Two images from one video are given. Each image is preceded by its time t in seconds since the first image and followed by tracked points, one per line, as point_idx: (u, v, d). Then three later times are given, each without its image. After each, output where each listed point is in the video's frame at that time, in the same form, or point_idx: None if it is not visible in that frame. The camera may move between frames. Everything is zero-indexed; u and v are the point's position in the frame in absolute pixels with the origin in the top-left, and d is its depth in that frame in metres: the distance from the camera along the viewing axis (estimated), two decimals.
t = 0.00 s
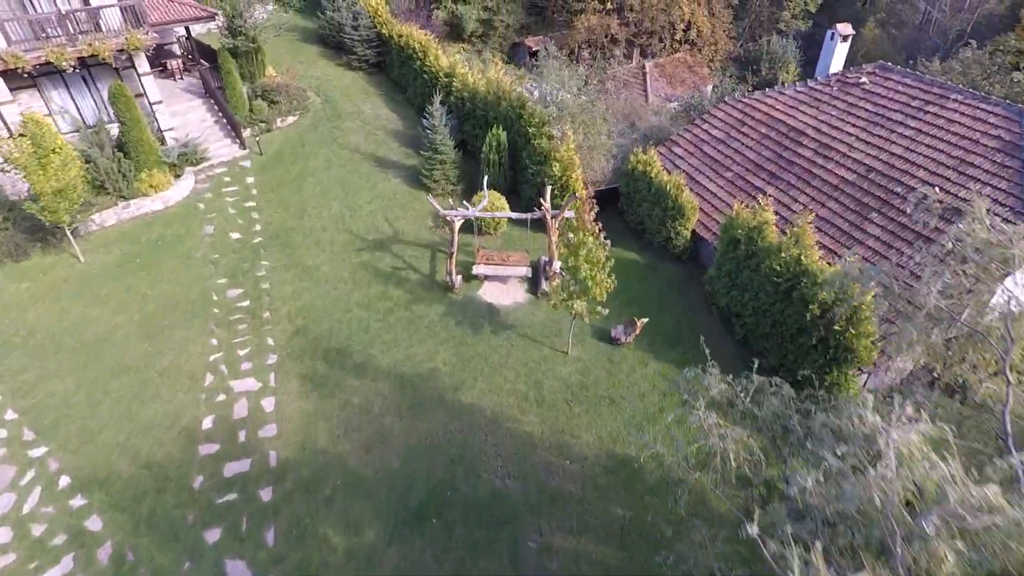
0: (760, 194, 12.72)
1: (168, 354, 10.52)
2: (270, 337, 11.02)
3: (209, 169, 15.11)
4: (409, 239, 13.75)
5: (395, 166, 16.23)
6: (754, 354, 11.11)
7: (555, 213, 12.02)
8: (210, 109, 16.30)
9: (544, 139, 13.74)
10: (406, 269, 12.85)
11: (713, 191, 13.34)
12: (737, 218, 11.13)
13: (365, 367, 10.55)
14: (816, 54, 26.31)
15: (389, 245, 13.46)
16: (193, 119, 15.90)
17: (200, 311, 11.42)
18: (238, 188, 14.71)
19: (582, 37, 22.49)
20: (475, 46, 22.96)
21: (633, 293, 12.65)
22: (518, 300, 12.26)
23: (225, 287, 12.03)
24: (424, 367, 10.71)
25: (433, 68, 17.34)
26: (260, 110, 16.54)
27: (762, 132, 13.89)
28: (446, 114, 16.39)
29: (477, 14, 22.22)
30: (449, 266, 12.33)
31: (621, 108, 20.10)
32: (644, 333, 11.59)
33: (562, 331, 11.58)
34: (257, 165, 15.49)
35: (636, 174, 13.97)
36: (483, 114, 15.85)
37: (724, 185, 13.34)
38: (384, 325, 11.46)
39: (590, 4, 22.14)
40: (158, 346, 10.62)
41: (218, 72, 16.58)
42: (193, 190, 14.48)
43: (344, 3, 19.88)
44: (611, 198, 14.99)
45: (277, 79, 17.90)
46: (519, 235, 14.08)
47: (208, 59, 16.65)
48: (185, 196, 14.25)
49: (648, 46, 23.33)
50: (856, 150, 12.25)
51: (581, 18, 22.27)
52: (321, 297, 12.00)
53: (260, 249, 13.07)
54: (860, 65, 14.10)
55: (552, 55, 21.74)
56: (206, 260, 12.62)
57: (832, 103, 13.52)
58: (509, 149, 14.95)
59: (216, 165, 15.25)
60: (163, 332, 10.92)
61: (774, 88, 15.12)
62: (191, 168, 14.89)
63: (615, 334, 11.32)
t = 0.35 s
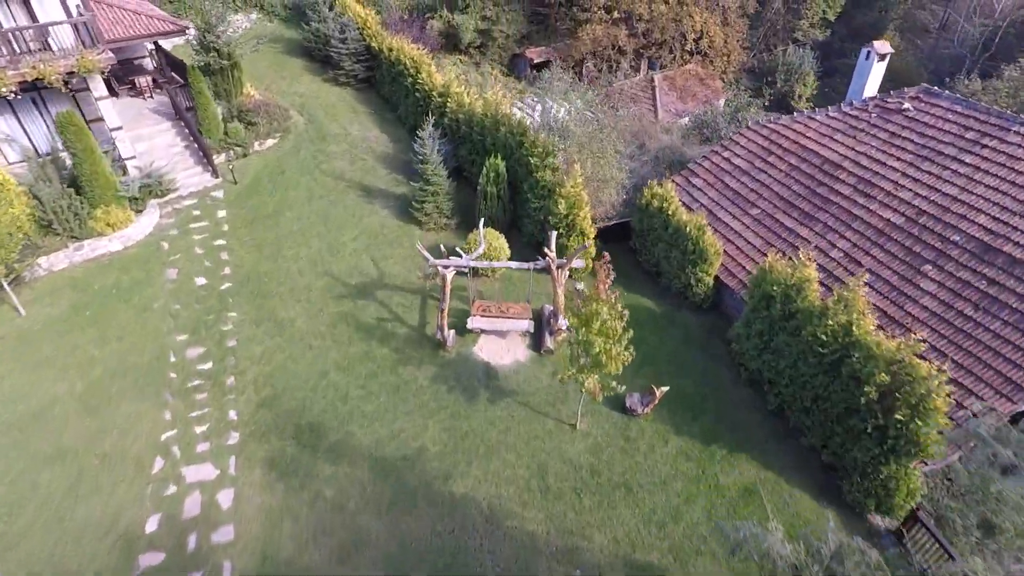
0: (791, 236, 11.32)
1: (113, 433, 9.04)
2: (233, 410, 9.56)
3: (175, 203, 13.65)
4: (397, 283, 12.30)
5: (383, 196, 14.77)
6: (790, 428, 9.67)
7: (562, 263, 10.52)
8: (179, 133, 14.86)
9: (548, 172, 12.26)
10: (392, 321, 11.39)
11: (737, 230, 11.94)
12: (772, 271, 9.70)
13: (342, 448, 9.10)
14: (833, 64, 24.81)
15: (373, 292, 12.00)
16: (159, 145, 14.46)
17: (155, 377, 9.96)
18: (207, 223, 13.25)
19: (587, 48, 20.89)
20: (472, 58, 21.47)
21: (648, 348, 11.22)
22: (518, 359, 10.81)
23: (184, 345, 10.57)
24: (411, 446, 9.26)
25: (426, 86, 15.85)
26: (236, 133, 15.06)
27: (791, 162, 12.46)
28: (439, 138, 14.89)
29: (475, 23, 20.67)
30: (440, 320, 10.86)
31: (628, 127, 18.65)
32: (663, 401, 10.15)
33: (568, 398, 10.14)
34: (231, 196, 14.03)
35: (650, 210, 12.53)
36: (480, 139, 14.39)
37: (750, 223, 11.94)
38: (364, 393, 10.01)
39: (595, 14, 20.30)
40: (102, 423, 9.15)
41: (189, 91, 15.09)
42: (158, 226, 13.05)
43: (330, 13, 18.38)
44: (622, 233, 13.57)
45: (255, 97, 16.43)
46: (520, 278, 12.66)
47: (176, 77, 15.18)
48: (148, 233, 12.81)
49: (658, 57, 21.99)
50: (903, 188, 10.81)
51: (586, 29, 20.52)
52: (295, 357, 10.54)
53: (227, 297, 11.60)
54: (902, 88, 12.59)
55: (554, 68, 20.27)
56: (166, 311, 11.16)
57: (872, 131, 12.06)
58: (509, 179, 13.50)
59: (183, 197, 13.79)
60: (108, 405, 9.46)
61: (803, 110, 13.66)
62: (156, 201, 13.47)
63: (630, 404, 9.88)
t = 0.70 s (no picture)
0: (835, 293, 9.84)
1: (35, 550, 7.59)
2: (182, 514, 8.07)
3: (134, 245, 12.14)
4: (381, 342, 10.78)
5: (369, 232, 13.22)
6: (844, 533, 8.15)
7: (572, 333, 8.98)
8: (141, 163, 13.34)
9: (555, 218, 10.70)
10: (375, 392, 9.88)
11: (771, 283, 10.45)
12: (822, 347, 8.20)
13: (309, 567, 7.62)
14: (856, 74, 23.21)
15: (355, 354, 10.50)
16: (118, 177, 12.97)
17: (92, 471, 8.48)
18: (169, 270, 11.75)
19: (594, 62, 19.41)
20: (470, 72, 19.96)
21: (672, 423, 9.69)
22: (520, 441, 9.30)
23: (130, 427, 9.08)
24: (393, 561, 7.77)
25: (418, 110, 14.32)
26: (206, 163, 13.50)
27: (831, 204, 10.96)
28: (432, 169, 13.37)
29: (473, 35, 19.25)
30: (430, 395, 9.34)
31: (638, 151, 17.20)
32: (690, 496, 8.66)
33: (580, 492, 8.62)
34: (197, 237, 12.52)
35: (672, 257, 11.03)
36: (477, 171, 12.87)
37: (785, 275, 10.46)
38: (340, 488, 8.51)
39: (604, 26, 18.82)
40: (24, 536, 7.70)
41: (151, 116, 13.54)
42: (112, 273, 11.54)
43: (314, 26, 16.80)
44: (637, 278, 12.10)
45: (231, 118, 14.90)
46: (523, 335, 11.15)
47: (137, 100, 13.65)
48: (100, 282, 11.30)
49: (670, 71, 20.47)
50: (966, 240, 9.30)
51: (593, 41, 19.00)
52: (260, 440, 9.04)
53: (185, 363, 10.09)
54: (958, 119, 11.05)
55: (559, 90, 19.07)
56: (112, 382, 9.65)
57: (924, 169, 10.55)
58: (510, 219, 11.98)
59: (143, 239, 12.29)
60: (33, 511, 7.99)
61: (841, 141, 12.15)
62: (112, 243, 11.97)
63: (654, 505, 8.35)
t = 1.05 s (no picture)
0: (910, 374, 8.23)
1: None
2: None
3: (91, 298, 10.62)
4: (372, 420, 9.25)
5: (361, 279, 11.69)
6: None
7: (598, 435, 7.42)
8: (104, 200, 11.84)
9: (575, 277, 9.14)
10: (362, 488, 8.35)
11: (831, 358, 8.88)
12: (913, 465, 6.62)
13: None
14: (889, 88, 21.45)
15: (339, 437, 8.96)
16: (77, 217, 11.47)
17: None
18: (129, 328, 10.23)
19: (610, 78, 17.83)
20: (475, 89, 18.53)
21: (715, 530, 8.12)
22: (535, 555, 7.74)
23: (66, 539, 7.57)
24: None
25: (416, 138, 12.75)
26: (178, 199, 11.95)
27: (898, 261, 9.35)
28: (432, 207, 11.81)
29: (478, 49, 17.67)
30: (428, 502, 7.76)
31: (659, 180, 15.71)
32: None
33: None
34: (164, 286, 11.00)
35: (710, 321, 9.45)
36: (482, 211, 11.29)
37: (847, 348, 8.90)
38: None
39: (622, 39, 17.24)
40: None
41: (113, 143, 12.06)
42: (62, 333, 10.04)
43: (304, 41, 15.22)
44: (666, 335, 10.56)
45: (210, 145, 13.38)
46: (536, 411, 9.59)
47: (99, 127, 12.10)
48: (48, 345, 9.81)
49: (692, 88, 18.86)
50: None
51: (609, 56, 17.36)
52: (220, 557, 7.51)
53: (138, 450, 8.57)
54: None
55: (573, 115, 17.90)
56: (50, 477, 8.16)
57: (1012, 221, 8.83)
58: (521, 271, 10.42)
59: (102, 290, 10.77)
60: None
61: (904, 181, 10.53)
62: (65, 296, 10.47)
63: None
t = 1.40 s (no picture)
0: None
1: None
2: None
3: (76, 345, 9.31)
4: (390, 517, 7.68)
5: (382, 328, 10.13)
6: None
7: None
8: (99, 230, 10.58)
9: (643, 356, 7.49)
10: None
11: (967, 475, 6.99)
12: None
13: None
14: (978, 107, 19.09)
15: (351, 539, 7.41)
16: (68, 249, 10.23)
17: None
18: (116, 386, 8.86)
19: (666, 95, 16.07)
20: (516, 104, 16.91)
21: None
22: None
23: None
24: None
25: (453, 164, 11.18)
26: (184, 229, 10.55)
27: None
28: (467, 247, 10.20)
29: (522, 61, 16.06)
30: None
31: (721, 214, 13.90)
32: None
33: None
34: (160, 333, 9.61)
35: (807, 414, 7.60)
36: (525, 255, 9.61)
37: (987, 461, 6.99)
38: None
39: (684, 53, 15.42)
40: None
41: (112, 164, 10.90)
42: (40, 390, 8.72)
43: (331, 50, 13.80)
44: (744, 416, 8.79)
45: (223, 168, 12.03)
46: (589, 511, 7.92)
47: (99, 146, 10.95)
48: (21, 406, 8.50)
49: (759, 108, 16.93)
50: None
51: (667, 71, 15.52)
52: None
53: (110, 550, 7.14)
54: None
55: (623, 135, 16.10)
56: None
57: None
58: (573, 333, 8.79)
59: (91, 335, 9.45)
60: None
61: None
62: (47, 344, 9.16)
63: None
